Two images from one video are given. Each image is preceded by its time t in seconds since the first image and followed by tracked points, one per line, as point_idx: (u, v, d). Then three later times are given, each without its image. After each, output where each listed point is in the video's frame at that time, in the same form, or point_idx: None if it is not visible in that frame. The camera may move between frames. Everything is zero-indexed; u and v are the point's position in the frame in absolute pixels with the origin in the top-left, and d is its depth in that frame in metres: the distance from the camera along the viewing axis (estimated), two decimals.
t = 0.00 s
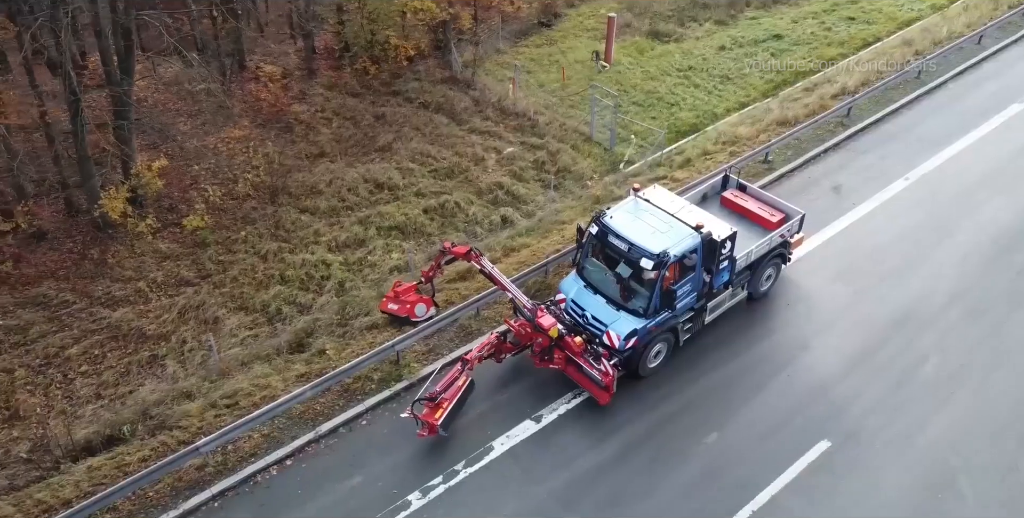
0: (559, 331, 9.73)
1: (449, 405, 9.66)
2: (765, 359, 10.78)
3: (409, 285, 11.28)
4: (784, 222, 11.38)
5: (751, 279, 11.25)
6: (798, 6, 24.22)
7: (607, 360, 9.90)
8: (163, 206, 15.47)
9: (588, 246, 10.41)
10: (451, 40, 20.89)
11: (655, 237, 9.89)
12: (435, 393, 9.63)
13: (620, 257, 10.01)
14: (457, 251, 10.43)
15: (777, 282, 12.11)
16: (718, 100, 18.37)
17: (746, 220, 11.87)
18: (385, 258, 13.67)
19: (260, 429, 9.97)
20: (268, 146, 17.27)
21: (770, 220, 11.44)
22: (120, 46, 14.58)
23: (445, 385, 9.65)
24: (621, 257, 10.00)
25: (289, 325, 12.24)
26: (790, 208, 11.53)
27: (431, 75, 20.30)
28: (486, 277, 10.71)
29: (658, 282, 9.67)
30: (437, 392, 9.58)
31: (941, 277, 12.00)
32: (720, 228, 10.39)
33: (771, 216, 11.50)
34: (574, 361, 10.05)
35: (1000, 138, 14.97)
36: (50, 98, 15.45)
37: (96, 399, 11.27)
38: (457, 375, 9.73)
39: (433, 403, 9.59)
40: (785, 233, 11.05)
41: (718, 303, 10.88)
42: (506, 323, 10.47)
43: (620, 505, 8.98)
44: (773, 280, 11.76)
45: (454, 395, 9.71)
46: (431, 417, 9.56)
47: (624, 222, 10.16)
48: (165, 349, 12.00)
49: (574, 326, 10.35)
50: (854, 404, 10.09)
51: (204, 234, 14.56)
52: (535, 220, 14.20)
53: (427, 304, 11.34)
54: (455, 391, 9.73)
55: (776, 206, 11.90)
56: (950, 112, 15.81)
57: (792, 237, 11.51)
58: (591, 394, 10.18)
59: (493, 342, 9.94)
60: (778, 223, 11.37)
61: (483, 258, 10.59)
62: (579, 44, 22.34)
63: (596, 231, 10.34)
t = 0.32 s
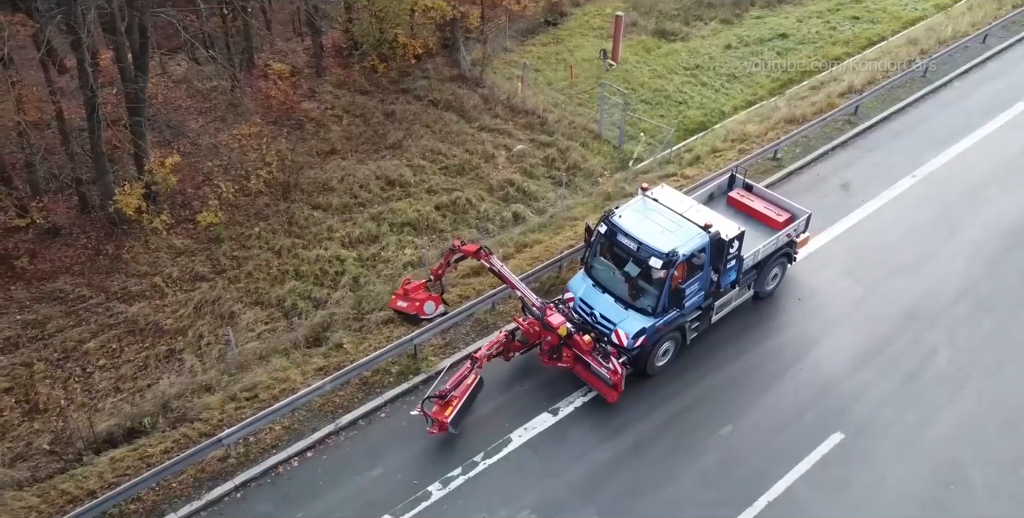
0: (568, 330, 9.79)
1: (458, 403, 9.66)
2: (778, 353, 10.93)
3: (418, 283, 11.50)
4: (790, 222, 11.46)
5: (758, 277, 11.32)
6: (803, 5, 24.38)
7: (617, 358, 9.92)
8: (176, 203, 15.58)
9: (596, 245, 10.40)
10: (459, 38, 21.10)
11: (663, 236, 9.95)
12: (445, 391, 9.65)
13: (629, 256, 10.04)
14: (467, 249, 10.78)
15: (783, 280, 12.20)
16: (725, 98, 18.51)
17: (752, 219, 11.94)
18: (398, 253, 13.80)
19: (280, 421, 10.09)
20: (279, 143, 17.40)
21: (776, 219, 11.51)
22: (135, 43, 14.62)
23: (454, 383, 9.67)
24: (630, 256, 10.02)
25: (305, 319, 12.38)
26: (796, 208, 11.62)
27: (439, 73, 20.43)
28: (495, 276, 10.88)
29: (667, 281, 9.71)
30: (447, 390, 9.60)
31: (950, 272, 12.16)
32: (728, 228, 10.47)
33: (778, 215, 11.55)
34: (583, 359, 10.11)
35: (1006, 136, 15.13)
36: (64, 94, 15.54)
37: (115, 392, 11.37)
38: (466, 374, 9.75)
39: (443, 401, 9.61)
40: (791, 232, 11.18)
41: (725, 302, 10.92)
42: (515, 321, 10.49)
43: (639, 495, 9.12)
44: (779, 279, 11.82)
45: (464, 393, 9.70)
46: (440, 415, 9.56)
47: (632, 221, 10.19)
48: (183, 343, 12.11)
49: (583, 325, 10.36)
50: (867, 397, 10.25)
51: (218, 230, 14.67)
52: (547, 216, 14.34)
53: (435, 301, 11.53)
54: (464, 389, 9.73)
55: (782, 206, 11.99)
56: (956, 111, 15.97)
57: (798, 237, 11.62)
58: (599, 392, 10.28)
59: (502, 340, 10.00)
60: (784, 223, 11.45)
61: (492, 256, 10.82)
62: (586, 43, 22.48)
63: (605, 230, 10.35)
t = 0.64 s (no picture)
0: (566, 334, 9.74)
1: (456, 408, 9.56)
2: (783, 351, 10.98)
3: (414, 286, 11.38)
4: (789, 225, 11.39)
5: (756, 281, 11.28)
6: (806, 5, 24.40)
7: (614, 363, 9.94)
8: (181, 201, 15.61)
9: (594, 249, 10.40)
10: (462, 38, 21.15)
11: (661, 240, 9.95)
12: (442, 396, 9.53)
13: (626, 260, 10.03)
14: (464, 253, 10.60)
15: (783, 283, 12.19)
16: (729, 98, 18.53)
17: (752, 223, 11.89)
18: (404, 252, 13.83)
19: (288, 419, 10.13)
20: (284, 141, 17.43)
21: (775, 223, 11.45)
22: (141, 42, 14.65)
23: (451, 388, 9.56)
24: (627, 260, 10.02)
25: (311, 317, 12.43)
26: (795, 211, 11.57)
27: (442, 72, 20.46)
28: (492, 279, 10.74)
29: (665, 285, 9.70)
30: (444, 395, 9.49)
31: (955, 270, 12.19)
32: (727, 231, 10.40)
33: (777, 219, 11.54)
34: (581, 363, 10.07)
35: (1010, 135, 15.16)
36: (70, 93, 15.57)
37: (122, 389, 11.39)
38: (463, 378, 9.66)
39: (440, 406, 9.51)
40: (790, 235, 11.07)
41: (724, 305, 10.89)
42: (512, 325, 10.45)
43: (647, 492, 9.18)
44: (778, 283, 11.79)
45: (461, 398, 9.60)
46: (438, 420, 9.49)
47: (630, 225, 10.20)
48: (189, 341, 12.14)
49: (581, 330, 10.36)
50: (873, 394, 10.29)
51: (223, 228, 14.70)
52: (552, 215, 14.37)
53: (433, 304, 11.44)
54: (462, 393, 9.64)
55: (781, 209, 11.94)
56: (960, 110, 16.01)
57: (797, 240, 11.52)
58: (598, 396, 10.21)
59: (500, 345, 9.93)
60: (783, 226, 11.40)
61: (490, 260, 10.67)
62: (589, 42, 22.52)
63: (602, 233, 10.35)
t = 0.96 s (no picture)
0: (561, 336, 9.75)
1: (450, 410, 9.49)
2: (786, 349, 11.01)
3: (409, 289, 11.35)
4: (785, 226, 11.39)
5: (752, 283, 11.25)
6: (808, 4, 24.40)
7: (609, 365, 9.84)
8: (184, 199, 15.65)
9: (589, 250, 10.34)
10: (465, 36, 21.18)
11: (657, 241, 9.88)
12: (436, 398, 9.49)
13: (621, 262, 9.96)
14: (459, 254, 10.37)
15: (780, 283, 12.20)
16: (731, 97, 18.53)
17: (747, 224, 11.89)
18: (407, 250, 13.86)
19: (292, 415, 10.16)
20: (287, 139, 17.47)
21: (771, 224, 11.45)
22: (145, 41, 14.71)
23: (446, 390, 9.51)
24: (622, 261, 9.94)
25: (315, 315, 12.47)
26: (791, 213, 11.58)
27: (445, 70, 20.48)
28: (487, 281, 10.51)
29: (660, 287, 9.64)
30: (438, 397, 9.45)
31: (958, 268, 12.21)
32: (723, 232, 10.43)
33: (774, 220, 11.56)
34: (576, 365, 10.00)
35: (1013, 134, 15.17)
36: (73, 91, 15.63)
37: (127, 386, 11.43)
38: (458, 381, 9.59)
39: (434, 409, 9.45)
40: (786, 236, 11.08)
41: (719, 307, 10.90)
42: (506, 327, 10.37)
43: (651, 488, 9.21)
44: (774, 285, 11.76)
45: (456, 401, 9.54)
46: (432, 422, 9.42)
47: (626, 226, 10.15)
48: (193, 338, 12.18)
49: (576, 331, 10.29)
50: (876, 391, 10.32)
51: (226, 226, 14.73)
52: (555, 213, 14.40)
53: (427, 306, 11.41)
54: (456, 395, 9.57)
55: (777, 210, 11.95)
56: (962, 109, 16.01)
57: (793, 241, 11.54)
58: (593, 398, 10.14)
59: (494, 347, 9.93)
60: (779, 227, 11.40)
61: (484, 262, 10.44)
62: (591, 41, 22.53)
63: (598, 234, 10.29)
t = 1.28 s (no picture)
0: (554, 333, 9.76)
1: (443, 407, 9.50)
2: (786, 341, 11.10)
3: (405, 285, 11.48)
4: (780, 224, 11.40)
5: (746, 281, 11.26)
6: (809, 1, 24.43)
7: (602, 362, 9.86)
8: (189, 194, 15.75)
9: (583, 248, 10.41)
10: (467, 33, 21.25)
11: (650, 239, 9.97)
12: (429, 395, 9.51)
13: (615, 259, 10.05)
14: (453, 252, 10.68)
15: (777, 278, 12.24)
16: (732, 92, 18.59)
17: (742, 222, 11.91)
18: (410, 244, 13.95)
19: (297, 406, 10.26)
20: (291, 135, 17.57)
21: (765, 222, 11.46)
22: (150, 37, 14.82)
23: (439, 387, 9.54)
24: (616, 259, 10.03)
25: (319, 308, 12.57)
26: (786, 210, 11.59)
27: (447, 67, 20.57)
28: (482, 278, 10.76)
29: (654, 284, 9.70)
30: (431, 394, 9.46)
31: (958, 261, 12.28)
32: (716, 231, 10.48)
33: (767, 219, 11.51)
34: (570, 363, 10.03)
35: (1013, 129, 15.22)
36: (79, 88, 15.74)
37: (133, 378, 11.53)
38: (452, 377, 9.65)
39: (427, 406, 9.46)
40: (780, 235, 11.08)
41: (714, 304, 10.86)
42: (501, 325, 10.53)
43: (652, 478, 9.30)
44: (769, 282, 11.77)
45: (449, 397, 9.55)
46: (426, 419, 9.44)
47: (619, 224, 10.24)
48: (198, 331, 12.29)
49: (569, 329, 10.34)
50: (876, 382, 10.41)
51: (231, 221, 14.84)
52: (557, 208, 14.48)
53: (423, 303, 11.53)
54: (450, 392, 9.59)
55: (772, 207, 11.95)
56: (963, 104, 16.07)
57: (788, 239, 11.53)
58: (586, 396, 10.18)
59: (488, 344, 9.98)
60: (773, 225, 11.40)
61: (479, 259, 10.72)
62: (593, 38, 22.60)
63: (592, 232, 10.38)
